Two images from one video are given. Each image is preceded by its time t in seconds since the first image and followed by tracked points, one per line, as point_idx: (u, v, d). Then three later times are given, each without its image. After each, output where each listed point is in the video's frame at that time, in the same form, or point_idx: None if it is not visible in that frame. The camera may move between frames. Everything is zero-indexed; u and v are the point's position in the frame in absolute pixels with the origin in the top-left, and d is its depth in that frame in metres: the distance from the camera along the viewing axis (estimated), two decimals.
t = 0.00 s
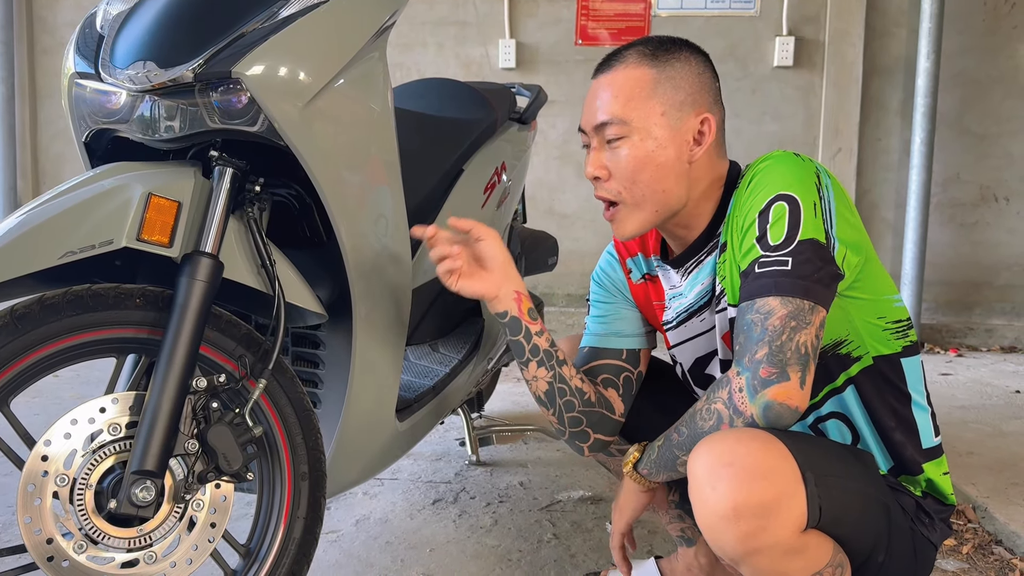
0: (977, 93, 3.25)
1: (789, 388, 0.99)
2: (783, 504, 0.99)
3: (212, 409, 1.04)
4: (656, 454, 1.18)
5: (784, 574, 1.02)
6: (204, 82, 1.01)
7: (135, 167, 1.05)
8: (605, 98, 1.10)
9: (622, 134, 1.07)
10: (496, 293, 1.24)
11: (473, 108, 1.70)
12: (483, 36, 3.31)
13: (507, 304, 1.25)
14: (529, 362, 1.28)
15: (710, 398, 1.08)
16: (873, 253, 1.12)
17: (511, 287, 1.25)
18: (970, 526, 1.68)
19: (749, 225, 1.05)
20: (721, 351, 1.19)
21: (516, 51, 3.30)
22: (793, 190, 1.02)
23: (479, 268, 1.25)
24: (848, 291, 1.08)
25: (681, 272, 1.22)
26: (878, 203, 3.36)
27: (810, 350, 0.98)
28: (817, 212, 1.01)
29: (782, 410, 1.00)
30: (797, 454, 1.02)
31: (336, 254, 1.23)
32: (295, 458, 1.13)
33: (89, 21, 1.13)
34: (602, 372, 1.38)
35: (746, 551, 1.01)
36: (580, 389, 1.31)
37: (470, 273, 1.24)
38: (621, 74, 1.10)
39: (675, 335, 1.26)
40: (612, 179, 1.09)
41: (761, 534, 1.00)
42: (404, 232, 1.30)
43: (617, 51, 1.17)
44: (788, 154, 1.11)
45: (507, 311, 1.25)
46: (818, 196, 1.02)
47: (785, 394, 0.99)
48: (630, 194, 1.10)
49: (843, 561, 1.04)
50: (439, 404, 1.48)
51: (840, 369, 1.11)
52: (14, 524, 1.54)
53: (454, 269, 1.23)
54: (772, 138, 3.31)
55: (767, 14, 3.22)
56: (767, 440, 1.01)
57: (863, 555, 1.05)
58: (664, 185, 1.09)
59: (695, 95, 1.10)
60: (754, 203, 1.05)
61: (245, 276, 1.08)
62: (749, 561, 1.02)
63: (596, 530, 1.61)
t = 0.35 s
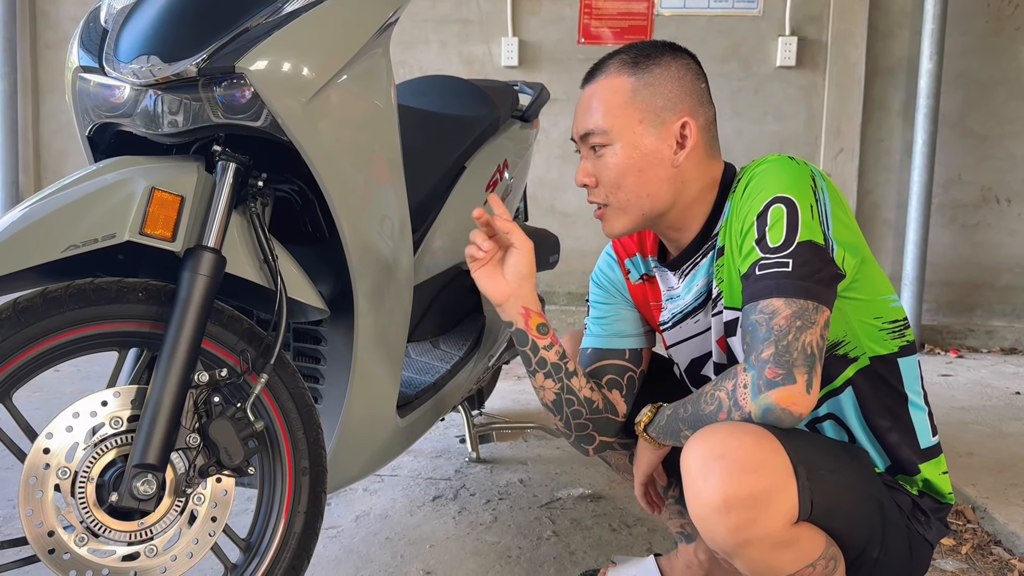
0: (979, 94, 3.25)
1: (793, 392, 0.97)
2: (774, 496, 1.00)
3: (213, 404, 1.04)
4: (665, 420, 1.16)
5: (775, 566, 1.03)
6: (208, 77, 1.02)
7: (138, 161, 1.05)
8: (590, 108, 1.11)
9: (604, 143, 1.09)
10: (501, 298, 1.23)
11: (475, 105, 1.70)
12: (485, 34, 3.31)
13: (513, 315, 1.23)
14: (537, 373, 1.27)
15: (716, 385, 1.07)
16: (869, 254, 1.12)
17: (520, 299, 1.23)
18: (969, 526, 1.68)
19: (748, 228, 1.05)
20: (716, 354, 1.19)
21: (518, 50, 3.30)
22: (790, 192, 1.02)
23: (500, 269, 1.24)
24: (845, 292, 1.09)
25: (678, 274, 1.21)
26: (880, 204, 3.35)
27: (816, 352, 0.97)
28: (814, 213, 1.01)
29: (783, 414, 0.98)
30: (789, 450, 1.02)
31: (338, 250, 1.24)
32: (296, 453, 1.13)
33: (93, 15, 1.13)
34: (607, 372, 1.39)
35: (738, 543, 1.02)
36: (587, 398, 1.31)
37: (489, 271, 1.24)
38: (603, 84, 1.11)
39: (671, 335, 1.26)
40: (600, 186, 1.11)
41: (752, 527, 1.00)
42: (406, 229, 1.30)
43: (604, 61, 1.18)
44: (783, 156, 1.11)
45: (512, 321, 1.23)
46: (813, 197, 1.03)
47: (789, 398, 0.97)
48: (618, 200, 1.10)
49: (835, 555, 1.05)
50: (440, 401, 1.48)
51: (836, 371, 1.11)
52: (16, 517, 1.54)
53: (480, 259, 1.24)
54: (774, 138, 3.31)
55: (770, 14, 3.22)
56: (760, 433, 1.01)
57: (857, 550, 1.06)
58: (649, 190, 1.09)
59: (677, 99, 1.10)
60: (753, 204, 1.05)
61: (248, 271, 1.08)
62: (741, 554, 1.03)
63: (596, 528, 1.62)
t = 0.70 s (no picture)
0: (982, 96, 3.25)
1: (794, 391, 0.97)
2: (772, 493, 1.01)
3: (217, 400, 1.05)
4: (664, 417, 1.16)
5: (774, 563, 1.04)
6: (213, 75, 1.02)
7: (143, 158, 1.05)
8: (600, 106, 1.09)
9: (618, 141, 1.08)
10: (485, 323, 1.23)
11: (478, 104, 1.70)
12: (488, 33, 3.31)
13: (496, 338, 1.24)
14: (527, 390, 1.27)
15: (716, 382, 1.07)
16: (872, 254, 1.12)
17: (503, 323, 1.24)
18: (968, 526, 1.69)
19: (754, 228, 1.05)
20: (720, 352, 1.20)
21: (521, 49, 3.30)
22: (796, 192, 1.02)
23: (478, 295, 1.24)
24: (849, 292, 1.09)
25: (681, 273, 1.22)
26: (882, 205, 3.36)
27: (818, 352, 0.97)
28: (819, 214, 1.01)
29: (783, 412, 0.98)
30: (788, 447, 1.02)
31: (341, 248, 1.24)
32: (298, 450, 1.14)
33: (98, 13, 1.14)
34: (603, 375, 1.38)
35: (737, 540, 1.02)
36: (581, 408, 1.30)
37: (468, 297, 1.24)
38: (613, 82, 1.10)
39: (674, 334, 1.26)
40: (612, 185, 1.09)
41: (751, 524, 1.01)
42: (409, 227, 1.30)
43: (606, 60, 1.18)
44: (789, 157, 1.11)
45: (496, 344, 1.24)
46: (819, 197, 1.03)
47: (790, 397, 0.97)
48: (632, 199, 1.10)
49: (834, 552, 1.05)
50: (440, 399, 1.48)
51: (839, 370, 1.11)
52: (19, 512, 1.54)
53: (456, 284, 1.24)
54: (776, 138, 3.31)
55: (773, 14, 3.22)
56: (760, 431, 1.01)
57: (855, 548, 1.06)
58: (664, 188, 1.09)
59: (688, 97, 1.09)
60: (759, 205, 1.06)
61: (251, 268, 1.09)
62: (741, 551, 1.03)
63: (596, 526, 1.62)
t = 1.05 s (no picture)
0: (985, 97, 3.25)
1: (807, 413, 0.98)
2: (770, 502, 1.01)
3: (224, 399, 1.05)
4: (667, 405, 1.16)
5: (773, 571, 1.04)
6: (220, 75, 1.03)
7: (149, 158, 1.05)
8: (618, 113, 1.06)
9: (635, 151, 1.05)
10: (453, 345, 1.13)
11: (483, 104, 1.70)
12: (492, 32, 3.31)
13: (467, 358, 1.16)
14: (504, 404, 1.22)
15: (728, 385, 1.07)
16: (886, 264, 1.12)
17: (471, 343, 1.15)
18: (971, 527, 1.69)
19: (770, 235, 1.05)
20: (728, 353, 1.20)
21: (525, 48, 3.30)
22: (816, 201, 1.03)
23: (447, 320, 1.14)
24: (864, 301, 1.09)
25: (690, 274, 1.21)
26: (884, 205, 3.35)
27: (834, 371, 0.98)
28: (839, 223, 1.02)
29: (790, 430, 1.00)
30: (789, 457, 1.02)
31: (347, 248, 1.24)
32: (304, 449, 1.14)
33: (106, 12, 1.14)
34: (603, 379, 1.35)
35: (735, 548, 1.03)
36: (567, 415, 1.27)
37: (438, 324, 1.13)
38: (632, 85, 1.07)
39: (682, 337, 1.25)
40: (625, 195, 1.07)
41: (748, 532, 1.01)
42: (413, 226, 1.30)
43: (627, 55, 1.14)
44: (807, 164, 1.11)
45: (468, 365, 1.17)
46: (839, 205, 1.04)
47: (801, 417, 0.99)
48: (643, 210, 1.07)
49: (835, 558, 1.06)
50: (448, 398, 1.49)
51: (849, 379, 1.11)
52: (25, 510, 1.55)
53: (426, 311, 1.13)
54: (779, 139, 3.32)
55: (776, 14, 3.22)
56: (756, 440, 1.02)
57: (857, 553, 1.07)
58: (678, 201, 1.08)
59: (709, 108, 1.08)
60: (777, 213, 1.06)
61: (258, 268, 1.09)
62: (740, 558, 1.04)
63: (600, 526, 1.62)
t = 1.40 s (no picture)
0: (986, 97, 3.25)
1: (813, 418, 0.99)
2: (778, 509, 1.01)
3: (230, 400, 1.06)
4: (675, 410, 1.16)
5: None
6: (227, 79, 1.03)
7: (156, 161, 1.06)
8: (634, 117, 1.05)
9: (645, 160, 1.04)
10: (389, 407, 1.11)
11: (486, 106, 1.70)
12: (493, 33, 3.32)
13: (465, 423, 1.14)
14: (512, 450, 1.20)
15: (734, 391, 1.07)
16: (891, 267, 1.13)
17: (468, 410, 1.13)
18: (973, 528, 1.70)
19: (780, 238, 1.05)
20: (733, 354, 1.19)
21: (526, 49, 3.30)
22: (828, 205, 1.03)
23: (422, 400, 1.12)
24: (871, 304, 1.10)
25: (694, 279, 1.20)
26: (886, 206, 3.36)
27: (841, 377, 0.99)
28: (850, 227, 1.02)
29: (797, 436, 1.00)
30: (796, 463, 1.02)
31: (352, 250, 1.25)
32: (310, 450, 1.15)
33: (114, 15, 1.15)
34: (606, 392, 1.32)
35: (742, 554, 1.04)
36: (571, 444, 1.24)
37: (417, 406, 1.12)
38: (652, 90, 1.05)
39: (689, 342, 1.24)
40: (630, 201, 1.06)
41: (756, 538, 1.02)
42: (417, 231, 1.30)
43: (650, 53, 1.12)
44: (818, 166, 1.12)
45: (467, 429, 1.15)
46: (850, 209, 1.04)
47: (808, 424, 0.99)
48: (648, 218, 1.07)
49: (841, 563, 1.06)
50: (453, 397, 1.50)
51: (854, 383, 1.12)
52: (30, 510, 1.55)
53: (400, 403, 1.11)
54: (780, 139, 3.32)
55: (778, 15, 3.23)
56: (768, 446, 1.02)
57: (862, 555, 1.07)
58: (682, 215, 1.07)
59: (728, 124, 1.06)
60: (787, 215, 1.06)
61: (264, 270, 1.10)
62: (747, 564, 1.05)
63: (603, 526, 1.63)
